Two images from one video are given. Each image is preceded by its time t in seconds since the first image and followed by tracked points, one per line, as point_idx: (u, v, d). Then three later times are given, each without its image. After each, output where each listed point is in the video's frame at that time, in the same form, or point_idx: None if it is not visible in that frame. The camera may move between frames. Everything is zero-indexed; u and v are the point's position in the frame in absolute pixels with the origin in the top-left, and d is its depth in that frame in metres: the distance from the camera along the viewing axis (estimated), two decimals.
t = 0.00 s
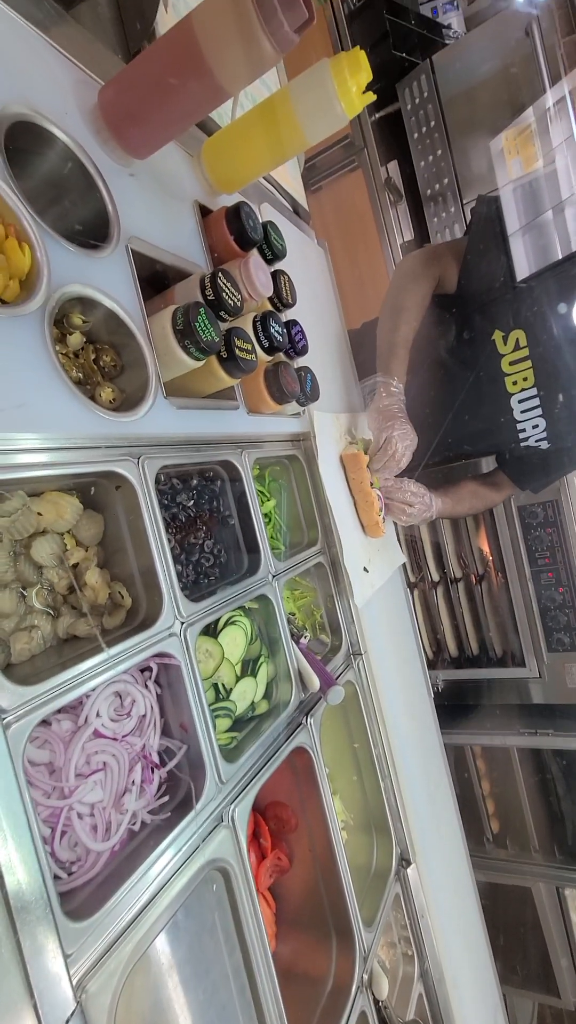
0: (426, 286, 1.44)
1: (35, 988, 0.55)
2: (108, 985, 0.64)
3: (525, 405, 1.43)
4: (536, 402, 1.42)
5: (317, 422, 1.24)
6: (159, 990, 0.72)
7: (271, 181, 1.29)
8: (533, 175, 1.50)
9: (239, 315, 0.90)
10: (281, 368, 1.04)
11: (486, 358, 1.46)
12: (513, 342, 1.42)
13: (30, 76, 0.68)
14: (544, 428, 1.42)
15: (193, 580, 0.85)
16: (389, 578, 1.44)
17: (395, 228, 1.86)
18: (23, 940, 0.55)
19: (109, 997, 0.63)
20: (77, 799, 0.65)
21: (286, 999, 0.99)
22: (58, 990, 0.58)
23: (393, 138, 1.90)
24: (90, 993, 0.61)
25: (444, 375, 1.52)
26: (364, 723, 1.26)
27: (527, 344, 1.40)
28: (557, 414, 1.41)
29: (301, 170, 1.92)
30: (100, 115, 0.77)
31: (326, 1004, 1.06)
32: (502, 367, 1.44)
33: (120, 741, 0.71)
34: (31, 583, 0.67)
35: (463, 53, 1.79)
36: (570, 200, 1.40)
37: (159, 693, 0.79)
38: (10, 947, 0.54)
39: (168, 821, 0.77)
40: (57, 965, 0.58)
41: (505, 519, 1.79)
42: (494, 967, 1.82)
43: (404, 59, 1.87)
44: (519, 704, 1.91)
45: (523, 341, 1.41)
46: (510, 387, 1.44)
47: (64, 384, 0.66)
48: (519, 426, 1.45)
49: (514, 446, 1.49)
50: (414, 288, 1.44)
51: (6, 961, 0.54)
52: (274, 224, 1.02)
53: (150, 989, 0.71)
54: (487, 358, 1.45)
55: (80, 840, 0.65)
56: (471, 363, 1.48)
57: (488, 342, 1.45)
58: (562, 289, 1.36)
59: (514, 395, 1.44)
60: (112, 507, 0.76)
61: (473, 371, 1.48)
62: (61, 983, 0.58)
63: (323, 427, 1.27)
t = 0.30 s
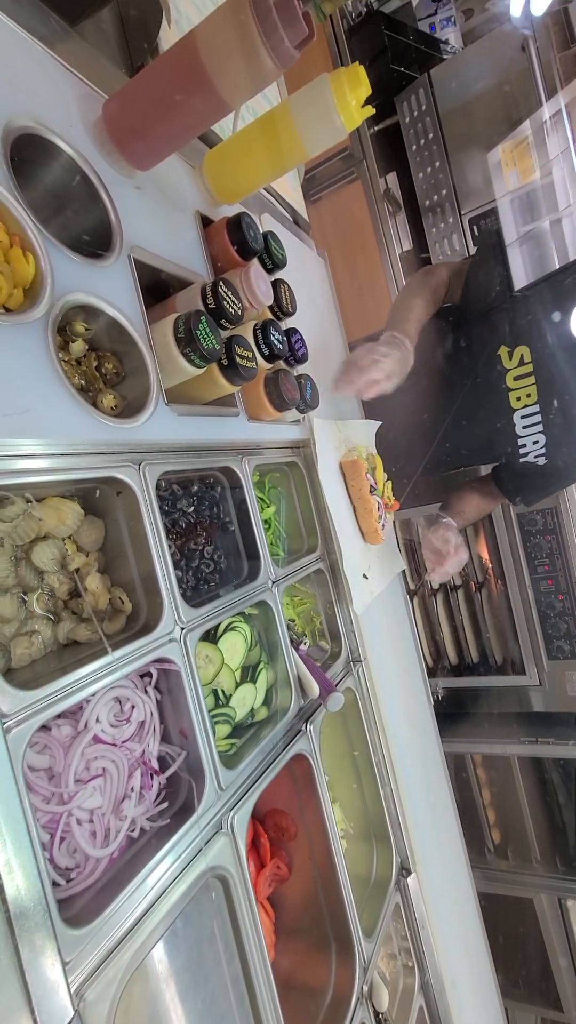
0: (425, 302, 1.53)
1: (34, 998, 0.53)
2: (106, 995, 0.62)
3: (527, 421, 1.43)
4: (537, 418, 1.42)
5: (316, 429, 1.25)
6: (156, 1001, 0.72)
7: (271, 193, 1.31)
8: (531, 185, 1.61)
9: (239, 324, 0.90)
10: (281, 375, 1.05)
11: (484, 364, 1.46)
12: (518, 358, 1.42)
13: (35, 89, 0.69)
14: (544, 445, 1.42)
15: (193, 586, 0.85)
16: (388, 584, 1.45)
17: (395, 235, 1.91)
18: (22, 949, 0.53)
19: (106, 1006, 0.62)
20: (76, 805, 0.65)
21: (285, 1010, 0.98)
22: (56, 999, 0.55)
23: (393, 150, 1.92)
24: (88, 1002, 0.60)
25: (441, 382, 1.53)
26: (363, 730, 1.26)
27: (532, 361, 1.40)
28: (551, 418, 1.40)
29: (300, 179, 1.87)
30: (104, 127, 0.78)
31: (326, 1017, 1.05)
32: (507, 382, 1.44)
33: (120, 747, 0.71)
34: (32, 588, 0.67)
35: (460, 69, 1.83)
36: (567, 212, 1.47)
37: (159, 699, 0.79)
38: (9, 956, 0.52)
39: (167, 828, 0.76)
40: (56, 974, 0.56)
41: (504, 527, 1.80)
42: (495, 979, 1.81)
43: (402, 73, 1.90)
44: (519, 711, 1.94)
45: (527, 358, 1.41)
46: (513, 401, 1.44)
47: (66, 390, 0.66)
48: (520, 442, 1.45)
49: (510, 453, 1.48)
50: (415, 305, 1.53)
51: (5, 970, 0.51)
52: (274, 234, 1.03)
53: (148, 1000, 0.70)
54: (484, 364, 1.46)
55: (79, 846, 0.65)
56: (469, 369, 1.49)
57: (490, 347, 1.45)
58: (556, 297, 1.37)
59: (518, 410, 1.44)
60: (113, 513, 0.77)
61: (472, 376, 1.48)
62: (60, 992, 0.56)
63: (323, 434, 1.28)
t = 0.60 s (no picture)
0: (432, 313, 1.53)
1: (33, 1003, 0.53)
2: (105, 1000, 0.62)
3: (526, 428, 1.43)
4: (536, 427, 1.42)
5: (316, 432, 1.25)
6: (155, 1005, 0.71)
7: (272, 197, 1.31)
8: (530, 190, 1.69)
9: (239, 327, 0.90)
10: (281, 378, 1.05)
11: (482, 371, 1.48)
12: (519, 367, 1.43)
13: (36, 94, 0.70)
14: (542, 453, 1.42)
15: (193, 588, 0.85)
16: (388, 588, 1.45)
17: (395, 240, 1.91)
18: (21, 955, 0.52)
19: (105, 1012, 0.62)
20: (76, 809, 0.64)
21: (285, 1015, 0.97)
22: (54, 1006, 0.55)
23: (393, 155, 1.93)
24: (87, 1007, 0.60)
25: (441, 385, 1.57)
26: (363, 734, 1.26)
27: (532, 370, 1.41)
28: (551, 423, 1.40)
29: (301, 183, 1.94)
30: (106, 133, 0.79)
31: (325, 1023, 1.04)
32: (507, 390, 1.45)
33: (120, 750, 0.71)
34: (32, 590, 0.67)
35: (460, 76, 1.81)
36: (566, 217, 1.49)
37: (159, 702, 0.79)
38: (8, 961, 0.52)
39: (167, 832, 0.76)
40: (55, 980, 0.56)
41: (505, 531, 1.80)
42: (496, 983, 1.80)
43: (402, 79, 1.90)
44: (519, 717, 1.94)
45: (528, 367, 1.42)
46: (513, 408, 1.44)
47: (68, 393, 0.67)
48: (518, 449, 1.45)
49: (508, 458, 1.48)
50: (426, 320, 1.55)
51: (3, 975, 0.51)
52: (274, 239, 1.03)
53: (147, 1006, 0.70)
54: (485, 369, 1.48)
55: (79, 850, 0.65)
56: (470, 370, 1.51)
57: (492, 352, 1.46)
58: (556, 302, 1.37)
59: (517, 417, 1.44)
60: (114, 516, 0.77)
61: (473, 379, 1.50)
62: (59, 1000, 0.56)
63: (323, 437, 1.28)
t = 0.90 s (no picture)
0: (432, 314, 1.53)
1: (32, 1007, 0.53)
2: (105, 1004, 0.62)
3: (527, 409, 1.44)
4: (537, 408, 1.43)
5: (317, 433, 1.25)
6: (156, 1009, 0.71)
7: (272, 199, 1.31)
8: (530, 189, 1.63)
9: (239, 328, 0.90)
10: (281, 379, 1.05)
11: (483, 371, 1.49)
12: (517, 347, 1.43)
13: (36, 95, 0.70)
14: (545, 434, 1.43)
15: (193, 590, 0.85)
16: (388, 590, 1.45)
17: (396, 241, 1.94)
18: (21, 958, 0.52)
19: (106, 1016, 0.62)
20: (75, 812, 0.64)
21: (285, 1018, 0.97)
22: (54, 1009, 0.55)
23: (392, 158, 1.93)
24: (87, 1011, 0.60)
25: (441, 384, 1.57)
26: (364, 736, 1.26)
27: (530, 351, 1.42)
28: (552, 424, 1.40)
29: (302, 185, 1.97)
30: (106, 135, 0.79)
31: None
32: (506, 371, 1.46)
33: (120, 752, 0.71)
34: (32, 591, 0.67)
35: (459, 76, 1.84)
36: (566, 217, 1.47)
37: (159, 704, 0.79)
38: (7, 964, 0.51)
39: (167, 834, 0.76)
40: (54, 983, 0.55)
41: (505, 532, 1.79)
42: (498, 986, 1.80)
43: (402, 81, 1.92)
44: (521, 718, 1.95)
45: (526, 346, 1.42)
46: (513, 389, 1.45)
47: (68, 394, 0.66)
48: (521, 431, 1.46)
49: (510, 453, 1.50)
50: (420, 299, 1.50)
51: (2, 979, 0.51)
52: (274, 239, 1.03)
53: (147, 1010, 0.70)
54: (486, 368, 1.48)
55: (78, 853, 0.64)
56: (470, 369, 1.52)
57: (493, 349, 1.47)
58: (557, 302, 1.38)
59: (518, 397, 1.45)
60: (114, 517, 0.77)
61: (473, 379, 1.51)
62: (59, 1004, 0.55)
63: (324, 438, 1.28)
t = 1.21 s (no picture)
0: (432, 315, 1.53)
1: (33, 1013, 0.52)
2: (107, 1009, 0.61)
3: (520, 388, 1.44)
4: (531, 387, 1.43)
5: (317, 435, 1.26)
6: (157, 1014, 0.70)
7: (272, 200, 1.31)
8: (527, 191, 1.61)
9: (239, 329, 0.90)
10: (281, 380, 1.05)
11: (485, 370, 1.49)
12: (508, 324, 1.44)
13: (35, 97, 0.69)
14: (540, 412, 1.44)
15: (194, 591, 0.85)
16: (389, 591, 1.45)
17: (394, 243, 1.97)
18: (21, 963, 0.52)
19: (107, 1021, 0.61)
20: (76, 815, 0.64)
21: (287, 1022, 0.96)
22: (55, 1015, 0.54)
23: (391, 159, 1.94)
24: (88, 1016, 0.59)
25: (442, 384, 1.57)
26: (366, 737, 1.25)
27: (522, 328, 1.42)
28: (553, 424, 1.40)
29: (301, 185, 1.98)
30: (104, 136, 0.79)
31: None
32: (498, 350, 1.46)
33: (121, 755, 0.70)
34: (32, 594, 0.66)
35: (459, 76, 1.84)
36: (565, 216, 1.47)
37: (159, 706, 0.78)
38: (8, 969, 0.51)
39: (168, 837, 0.75)
40: (55, 989, 0.55)
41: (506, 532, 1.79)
42: (502, 989, 1.79)
43: (400, 81, 1.93)
44: (523, 718, 1.93)
45: (517, 323, 1.43)
46: (505, 368, 1.46)
47: (68, 397, 0.66)
48: (516, 410, 1.47)
49: (513, 447, 1.52)
50: (411, 298, 1.50)
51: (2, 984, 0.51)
52: (273, 240, 1.03)
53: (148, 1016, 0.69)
54: (487, 367, 1.48)
55: (79, 857, 0.64)
56: (471, 369, 1.52)
57: (491, 348, 1.47)
58: (560, 302, 1.39)
59: (511, 377, 1.45)
60: (114, 520, 0.76)
61: (473, 377, 1.51)
62: (60, 1009, 0.55)
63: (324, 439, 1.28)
